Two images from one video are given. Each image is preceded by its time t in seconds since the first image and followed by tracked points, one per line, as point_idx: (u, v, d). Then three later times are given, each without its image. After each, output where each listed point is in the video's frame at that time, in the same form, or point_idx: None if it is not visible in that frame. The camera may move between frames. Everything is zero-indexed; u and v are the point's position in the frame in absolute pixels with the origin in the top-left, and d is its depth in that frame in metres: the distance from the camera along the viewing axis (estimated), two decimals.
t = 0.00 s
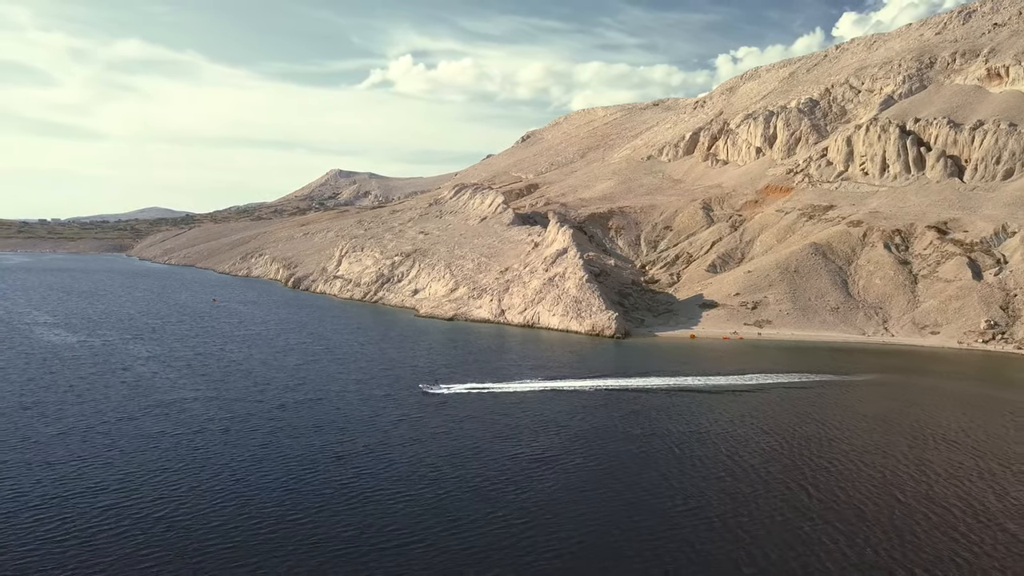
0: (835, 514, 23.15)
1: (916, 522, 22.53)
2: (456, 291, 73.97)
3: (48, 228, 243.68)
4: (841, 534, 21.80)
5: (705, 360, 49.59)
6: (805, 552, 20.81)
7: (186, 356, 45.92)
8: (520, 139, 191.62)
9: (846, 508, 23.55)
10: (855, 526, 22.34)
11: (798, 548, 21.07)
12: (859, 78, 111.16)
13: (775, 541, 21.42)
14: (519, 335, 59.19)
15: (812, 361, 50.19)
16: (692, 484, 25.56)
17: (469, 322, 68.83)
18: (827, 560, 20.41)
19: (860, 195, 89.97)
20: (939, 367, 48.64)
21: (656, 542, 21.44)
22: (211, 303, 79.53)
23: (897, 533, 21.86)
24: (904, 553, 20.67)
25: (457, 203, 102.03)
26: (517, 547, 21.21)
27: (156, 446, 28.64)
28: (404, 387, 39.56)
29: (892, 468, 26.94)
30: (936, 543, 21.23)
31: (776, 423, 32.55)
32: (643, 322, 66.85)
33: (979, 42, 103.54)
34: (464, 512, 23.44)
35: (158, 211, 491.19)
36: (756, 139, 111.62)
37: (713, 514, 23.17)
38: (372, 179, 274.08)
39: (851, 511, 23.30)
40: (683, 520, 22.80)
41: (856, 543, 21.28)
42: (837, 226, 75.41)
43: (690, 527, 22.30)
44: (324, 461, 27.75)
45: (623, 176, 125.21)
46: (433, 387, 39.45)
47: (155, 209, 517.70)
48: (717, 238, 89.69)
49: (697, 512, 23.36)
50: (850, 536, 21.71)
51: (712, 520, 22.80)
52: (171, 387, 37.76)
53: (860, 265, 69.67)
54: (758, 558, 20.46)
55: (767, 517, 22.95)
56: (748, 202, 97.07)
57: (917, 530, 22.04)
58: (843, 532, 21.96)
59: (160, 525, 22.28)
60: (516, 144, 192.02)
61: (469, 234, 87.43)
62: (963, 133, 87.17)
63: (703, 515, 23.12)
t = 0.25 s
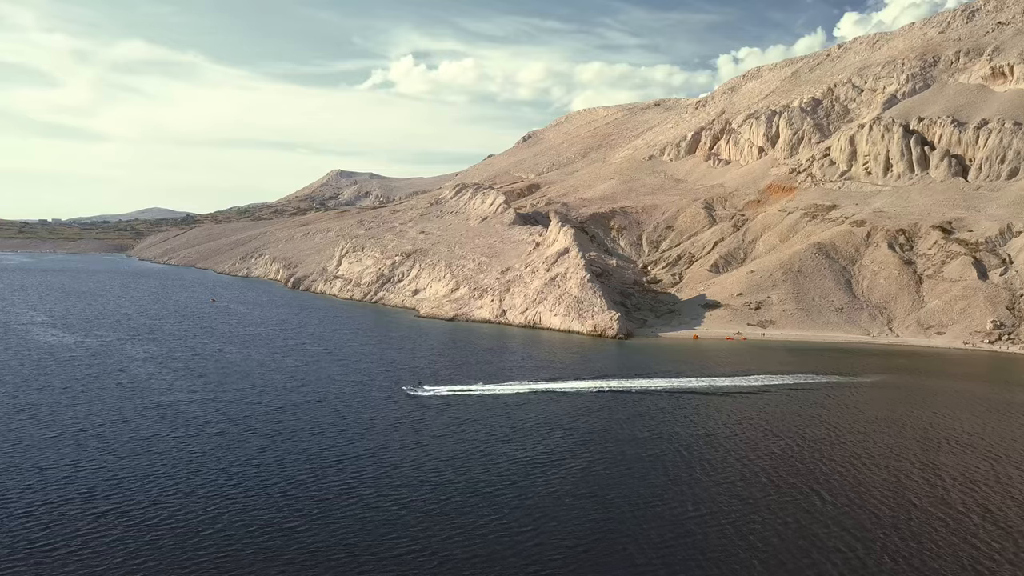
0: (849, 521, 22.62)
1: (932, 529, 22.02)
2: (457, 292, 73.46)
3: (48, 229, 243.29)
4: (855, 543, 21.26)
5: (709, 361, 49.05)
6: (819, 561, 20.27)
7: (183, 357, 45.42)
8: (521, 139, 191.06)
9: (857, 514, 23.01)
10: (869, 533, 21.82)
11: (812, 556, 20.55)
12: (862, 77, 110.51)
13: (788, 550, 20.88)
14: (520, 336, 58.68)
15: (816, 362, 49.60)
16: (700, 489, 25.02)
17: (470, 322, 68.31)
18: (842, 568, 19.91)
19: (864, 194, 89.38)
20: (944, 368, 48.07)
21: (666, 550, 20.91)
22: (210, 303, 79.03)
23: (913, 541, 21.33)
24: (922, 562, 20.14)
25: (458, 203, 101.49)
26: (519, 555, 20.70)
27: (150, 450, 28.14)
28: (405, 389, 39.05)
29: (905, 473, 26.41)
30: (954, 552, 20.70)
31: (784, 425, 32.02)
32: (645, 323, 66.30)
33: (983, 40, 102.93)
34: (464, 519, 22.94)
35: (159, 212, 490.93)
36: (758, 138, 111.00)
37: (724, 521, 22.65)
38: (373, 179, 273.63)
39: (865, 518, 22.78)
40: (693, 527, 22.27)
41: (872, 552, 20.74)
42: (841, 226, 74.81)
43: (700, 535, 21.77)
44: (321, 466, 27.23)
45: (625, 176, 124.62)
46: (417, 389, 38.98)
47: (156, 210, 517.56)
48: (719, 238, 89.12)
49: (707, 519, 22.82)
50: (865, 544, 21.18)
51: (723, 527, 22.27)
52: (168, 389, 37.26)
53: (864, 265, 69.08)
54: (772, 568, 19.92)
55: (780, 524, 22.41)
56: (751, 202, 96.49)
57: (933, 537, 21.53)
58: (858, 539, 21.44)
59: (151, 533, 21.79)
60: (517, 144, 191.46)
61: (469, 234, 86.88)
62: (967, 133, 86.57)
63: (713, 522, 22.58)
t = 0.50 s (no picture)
0: (862, 527, 22.02)
1: (949, 536, 21.41)
2: (458, 292, 72.92)
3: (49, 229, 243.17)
4: (871, 550, 20.65)
5: (712, 362, 48.45)
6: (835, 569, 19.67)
7: (180, 358, 44.89)
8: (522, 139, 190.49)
9: (871, 521, 22.40)
10: (885, 540, 21.20)
11: (827, 564, 19.95)
12: (865, 76, 109.82)
13: (803, 558, 20.27)
14: (521, 337, 58.09)
15: (820, 363, 48.93)
16: (708, 495, 24.44)
17: (471, 322, 67.71)
18: None
19: (867, 194, 88.74)
20: (951, 368, 47.45)
21: (675, 559, 20.29)
22: (209, 304, 78.51)
23: (930, 547, 20.73)
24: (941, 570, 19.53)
25: (458, 203, 100.92)
26: (520, 564, 20.10)
27: (142, 454, 27.58)
28: (404, 391, 38.43)
29: (917, 477, 25.79)
30: (973, 559, 20.11)
31: (792, 428, 31.42)
32: (648, 323, 65.65)
33: (987, 39, 102.26)
34: (463, 526, 22.36)
35: (160, 212, 490.66)
36: (761, 138, 110.34)
37: (734, 528, 22.04)
38: (374, 179, 273.18)
39: (880, 524, 22.16)
40: (703, 534, 21.67)
41: (889, 559, 20.12)
42: (845, 226, 74.17)
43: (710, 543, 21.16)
44: (318, 470, 26.63)
45: (626, 176, 124.02)
46: (399, 392, 38.31)
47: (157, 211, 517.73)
48: (721, 238, 88.52)
49: (717, 526, 22.20)
50: (881, 551, 20.57)
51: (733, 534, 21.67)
52: (163, 390, 36.70)
53: (868, 265, 68.45)
54: None
55: (792, 531, 21.79)
56: (754, 202, 95.85)
57: (952, 545, 20.89)
58: (873, 547, 20.84)
59: (139, 541, 21.21)
60: (518, 144, 190.92)
61: (470, 234, 86.31)
62: (972, 131, 85.88)
63: (723, 528, 21.99)
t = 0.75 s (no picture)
0: (879, 535, 21.47)
1: (968, 544, 20.85)
2: (458, 292, 72.43)
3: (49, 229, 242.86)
4: (889, 559, 20.10)
5: (716, 363, 47.88)
6: None
7: (178, 360, 44.36)
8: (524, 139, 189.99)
9: (886, 528, 21.85)
10: (902, 548, 20.66)
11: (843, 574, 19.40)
12: (868, 76, 109.24)
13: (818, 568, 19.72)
14: (522, 338, 57.57)
15: (824, 364, 48.33)
16: (719, 502, 23.87)
17: (471, 323, 67.19)
18: None
19: (871, 194, 88.14)
20: (958, 369, 46.82)
21: (684, 568, 19.76)
22: (208, 304, 78.05)
23: (949, 556, 20.16)
24: None
25: (459, 203, 100.44)
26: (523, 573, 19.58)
27: (136, 460, 27.04)
28: (404, 393, 37.87)
29: (932, 482, 25.24)
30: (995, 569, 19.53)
31: (802, 431, 30.84)
32: (651, 324, 65.09)
33: (991, 38, 101.68)
34: (465, 534, 21.80)
35: (161, 212, 490.69)
36: (763, 137, 109.77)
37: (747, 536, 21.50)
38: (375, 180, 272.97)
39: (896, 532, 21.61)
40: (714, 543, 21.12)
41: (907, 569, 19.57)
42: (849, 225, 73.59)
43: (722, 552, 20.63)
44: (316, 476, 26.08)
45: (628, 176, 123.49)
46: (379, 395, 37.71)
47: (158, 211, 517.80)
48: (724, 238, 87.96)
49: (729, 534, 21.66)
50: (899, 561, 20.00)
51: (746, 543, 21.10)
52: (159, 393, 36.18)
53: (873, 265, 67.84)
54: None
55: (806, 539, 21.24)
56: (756, 202, 95.27)
57: (972, 553, 20.32)
58: (890, 556, 20.29)
59: (131, 550, 20.67)
60: (519, 144, 190.50)
61: (471, 234, 85.82)
62: (976, 131, 85.29)
63: (735, 538, 21.43)
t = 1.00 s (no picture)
0: (895, 543, 20.81)
1: (987, 553, 20.20)
2: (458, 293, 71.81)
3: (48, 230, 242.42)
4: (905, 568, 19.46)
5: (719, 364, 47.23)
6: None
7: (173, 362, 43.71)
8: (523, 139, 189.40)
9: (902, 535, 21.23)
10: (919, 557, 20.03)
11: None
12: (870, 75, 108.62)
13: None
14: (522, 339, 56.99)
15: (827, 365, 47.63)
16: (727, 508, 23.23)
17: (471, 324, 66.53)
18: None
19: (873, 193, 87.52)
20: (964, 370, 46.14)
21: None
22: (206, 305, 77.36)
23: (968, 566, 19.52)
24: None
25: (459, 203, 99.83)
26: None
27: (127, 466, 26.37)
28: (404, 395, 37.21)
29: (947, 487, 24.59)
30: None
31: (811, 434, 30.19)
32: (652, 325, 64.43)
33: (994, 37, 101.09)
34: (466, 544, 21.19)
35: (160, 213, 489.88)
36: (764, 137, 109.15)
37: (757, 545, 20.88)
38: (375, 180, 272.32)
39: (912, 539, 20.98)
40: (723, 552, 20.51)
41: None
42: (851, 225, 72.95)
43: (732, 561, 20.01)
44: (311, 482, 25.48)
45: (628, 176, 122.85)
46: (358, 397, 36.89)
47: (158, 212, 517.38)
48: (725, 238, 87.34)
49: (739, 543, 21.03)
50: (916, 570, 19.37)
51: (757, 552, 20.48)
52: (153, 396, 35.51)
53: (876, 266, 67.21)
54: None
55: (820, 548, 20.61)
56: (758, 202, 94.64)
57: (991, 563, 19.68)
58: (907, 564, 19.66)
59: (119, 562, 20.03)
60: (519, 144, 189.93)
61: (471, 234, 85.19)
62: (980, 130, 84.67)
63: (746, 547, 20.79)
